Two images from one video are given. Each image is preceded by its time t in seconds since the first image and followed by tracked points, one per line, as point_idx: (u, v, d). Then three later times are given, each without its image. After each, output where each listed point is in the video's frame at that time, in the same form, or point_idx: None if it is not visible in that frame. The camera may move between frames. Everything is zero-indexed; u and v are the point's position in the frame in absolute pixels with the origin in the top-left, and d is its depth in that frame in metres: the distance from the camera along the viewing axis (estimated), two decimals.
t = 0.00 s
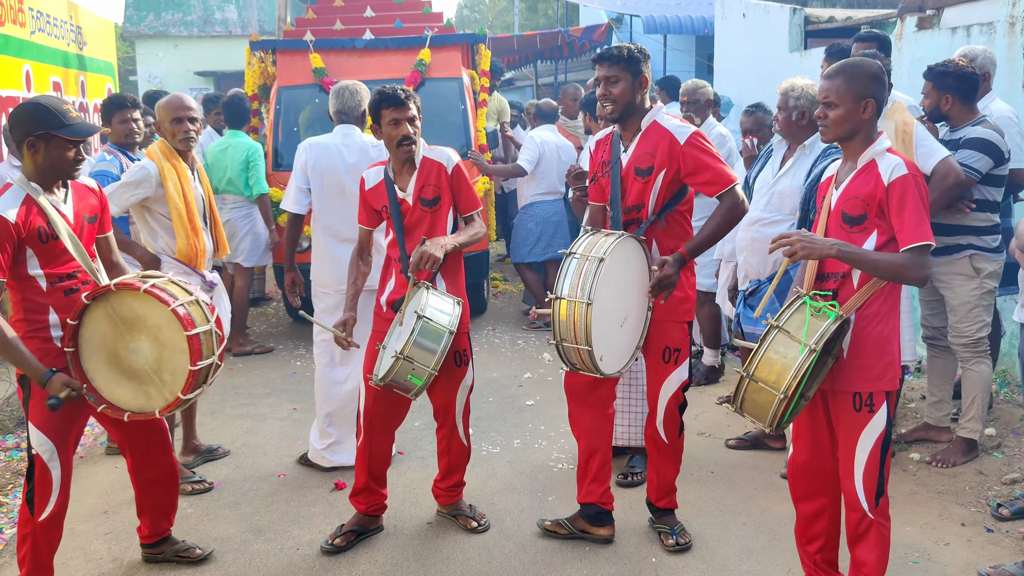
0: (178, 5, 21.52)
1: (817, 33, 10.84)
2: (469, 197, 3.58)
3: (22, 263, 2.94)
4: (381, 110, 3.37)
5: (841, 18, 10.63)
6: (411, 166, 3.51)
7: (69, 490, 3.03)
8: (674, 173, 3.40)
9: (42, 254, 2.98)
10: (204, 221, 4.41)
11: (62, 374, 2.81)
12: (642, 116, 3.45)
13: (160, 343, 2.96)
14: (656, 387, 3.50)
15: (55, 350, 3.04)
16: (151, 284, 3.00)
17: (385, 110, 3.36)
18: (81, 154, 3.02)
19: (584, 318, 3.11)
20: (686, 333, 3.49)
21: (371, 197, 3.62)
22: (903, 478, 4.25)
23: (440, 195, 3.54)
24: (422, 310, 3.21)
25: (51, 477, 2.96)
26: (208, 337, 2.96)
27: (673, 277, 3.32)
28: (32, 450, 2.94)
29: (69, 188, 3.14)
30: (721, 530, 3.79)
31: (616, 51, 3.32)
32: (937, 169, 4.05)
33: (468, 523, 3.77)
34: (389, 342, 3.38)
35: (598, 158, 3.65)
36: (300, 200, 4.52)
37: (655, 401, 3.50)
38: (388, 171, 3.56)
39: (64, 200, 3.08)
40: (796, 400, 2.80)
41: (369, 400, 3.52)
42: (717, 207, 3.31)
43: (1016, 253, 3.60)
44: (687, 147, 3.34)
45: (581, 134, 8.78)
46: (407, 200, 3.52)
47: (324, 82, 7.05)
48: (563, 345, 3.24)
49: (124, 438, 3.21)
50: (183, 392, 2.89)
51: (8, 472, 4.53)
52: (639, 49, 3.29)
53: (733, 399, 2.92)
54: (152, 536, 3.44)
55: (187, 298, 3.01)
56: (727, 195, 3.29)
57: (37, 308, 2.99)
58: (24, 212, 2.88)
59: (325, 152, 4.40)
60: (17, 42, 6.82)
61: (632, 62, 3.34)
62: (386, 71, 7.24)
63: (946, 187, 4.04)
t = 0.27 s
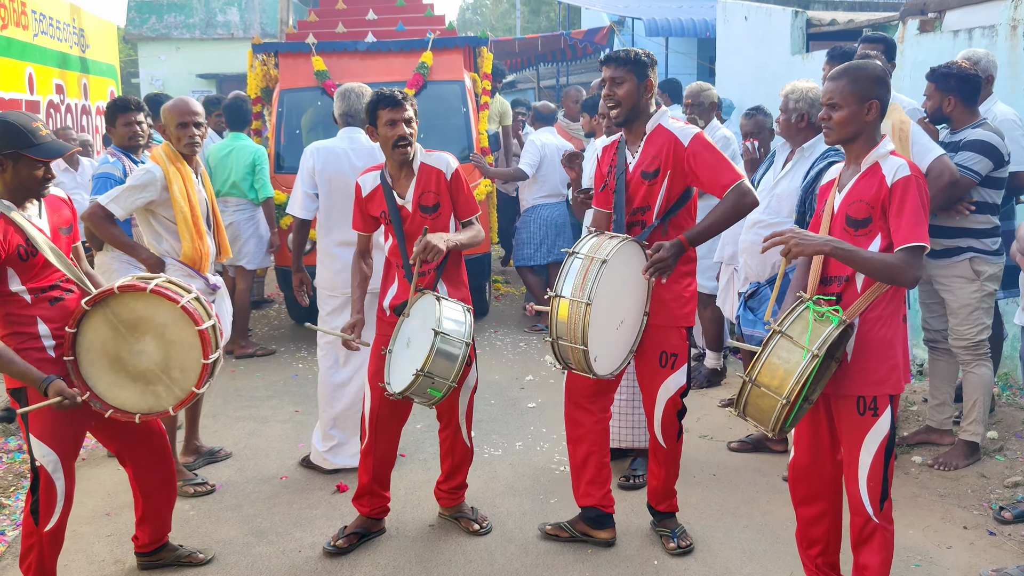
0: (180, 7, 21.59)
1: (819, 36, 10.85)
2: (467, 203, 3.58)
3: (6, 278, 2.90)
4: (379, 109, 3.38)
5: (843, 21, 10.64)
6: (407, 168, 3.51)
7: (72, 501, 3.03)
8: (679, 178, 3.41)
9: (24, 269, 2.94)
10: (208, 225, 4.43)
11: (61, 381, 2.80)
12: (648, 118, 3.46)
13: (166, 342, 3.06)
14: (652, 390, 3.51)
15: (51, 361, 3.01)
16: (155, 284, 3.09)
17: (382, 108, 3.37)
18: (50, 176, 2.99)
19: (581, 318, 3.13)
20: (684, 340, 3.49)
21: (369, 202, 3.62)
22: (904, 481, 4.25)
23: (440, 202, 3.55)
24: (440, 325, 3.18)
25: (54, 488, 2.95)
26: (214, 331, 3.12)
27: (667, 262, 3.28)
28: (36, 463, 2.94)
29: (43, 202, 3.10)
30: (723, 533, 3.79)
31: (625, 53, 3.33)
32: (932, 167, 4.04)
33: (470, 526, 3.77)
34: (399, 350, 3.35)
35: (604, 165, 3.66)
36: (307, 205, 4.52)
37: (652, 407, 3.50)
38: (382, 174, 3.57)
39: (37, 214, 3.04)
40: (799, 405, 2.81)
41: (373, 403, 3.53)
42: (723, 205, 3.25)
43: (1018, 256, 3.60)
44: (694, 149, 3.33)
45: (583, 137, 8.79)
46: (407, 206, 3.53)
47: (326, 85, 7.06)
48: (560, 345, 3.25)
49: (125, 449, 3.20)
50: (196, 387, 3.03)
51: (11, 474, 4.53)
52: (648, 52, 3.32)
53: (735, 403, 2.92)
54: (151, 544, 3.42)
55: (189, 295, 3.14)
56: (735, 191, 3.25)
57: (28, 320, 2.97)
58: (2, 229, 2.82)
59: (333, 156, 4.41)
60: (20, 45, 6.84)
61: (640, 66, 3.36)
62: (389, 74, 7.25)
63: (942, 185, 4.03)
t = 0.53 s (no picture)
0: (182, 9, 21.63)
1: (821, 38, 10.85)
2: (473, 215, 3.57)
3: (10, 285, 2.90)
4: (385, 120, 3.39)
5: (845, 23, 10.63)
6: (415, 180, 3.53)
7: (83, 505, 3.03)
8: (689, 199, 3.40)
9: (28, 275, 2.94)
10: (211, 226, 4.45)
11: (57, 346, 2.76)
12: (665, 138, 3.47)
13: (174, 342, 3.07)
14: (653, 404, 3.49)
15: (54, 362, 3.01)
16: (161, 284, 3.10)
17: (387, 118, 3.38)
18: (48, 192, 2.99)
19: (579, 296, 3.16)
20: (685, 356, 3.48)
21: (374, 209, 3.60)
22: (906, 483, 4.25)
23: (446, 211, 3.55)
24: (436, 318, 3.23)
25: (65, 493, 2.95)
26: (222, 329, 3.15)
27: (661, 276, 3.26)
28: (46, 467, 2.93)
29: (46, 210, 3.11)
30: (725, 536, 3.78)
31: (645, 72, 3.37)
32: (932, 167, 4.06)
33: (472, 528, 3.77)
34: (392, 351, 3.34)
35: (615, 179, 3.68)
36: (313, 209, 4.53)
37: (653, 426, 3.48)
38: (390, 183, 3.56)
39: (39, 221, 3.05)
40: (800, 407, 2.81)
41: (355, 416, 3.51)
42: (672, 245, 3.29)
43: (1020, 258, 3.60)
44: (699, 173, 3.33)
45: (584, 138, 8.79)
46: (413, 213, 3.55)
47: (328, 87, 7.07)
48: (550, 323, 3.27)
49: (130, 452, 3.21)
50: (208, 383, 3.07)
51: (13, 476, 4.53)
52: (670, 73, 3.33)
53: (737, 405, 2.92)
54: (141, 549, 3.41)
55: (194, 294, 3.16)
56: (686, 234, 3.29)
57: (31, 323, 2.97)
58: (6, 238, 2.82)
59: (339, 161, 4.41)
60: (22, 47, 6.85)
61: (663, 88, 3.39)
62: (391, 76, 7.25)
63: (941, 185, 4.05)
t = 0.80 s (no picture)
0: (184, 11, 21.68)
1: (823, 40, 10.85)
2: (470, 211, 3.58)
3: (23, 279, 2.93)
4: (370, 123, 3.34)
5: (847, 24, 10.63)
6: (409, 180, 3.51)
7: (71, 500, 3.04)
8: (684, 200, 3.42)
9: (42, 270, 2.97)
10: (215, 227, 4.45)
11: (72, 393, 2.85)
12: (652, 131, 3.45)
13: (168, 355, 3.06)
14: (666, 399, 3.50)
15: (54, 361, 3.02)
16: (166, 297, 3.12)
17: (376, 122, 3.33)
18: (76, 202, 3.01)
19: (590, 339, 3.14)
20: (697, 347, 3.50)
21: (371, 209, 3.62)
22: (909, 485, 4.25)
23: (444, 210, 3.55)
24: (442, 329, 3.19)
25: (53, 486, 2.96)
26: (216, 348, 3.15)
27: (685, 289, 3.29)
28: (35, 460, 2.95)
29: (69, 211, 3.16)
30: (727, 537, 3.78)
31: (628, 67, 3.34)
32: (933, 170, 4.05)
33: (474, 529, 3.77)
34: (402, 358, 3.36)
35: (609, 175, 3.65)
36: (319, 210, 4.46)
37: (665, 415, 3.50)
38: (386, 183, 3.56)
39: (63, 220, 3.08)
40: (804, 410, 2.80)
41: (370, 409, 3.52)
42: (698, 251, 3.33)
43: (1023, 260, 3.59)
44: (697, 178, 3.33)
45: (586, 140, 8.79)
46: (411, 213, 3.53)
47: (330, 88, 7.08)
48: (569, 362, 3.27)
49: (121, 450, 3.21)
50: (194, 403, 3.04)
51: (15, 477, 4.54)
52: (652, 67, 3.30)
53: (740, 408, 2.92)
54: (138, 548, 3.40)
55: (196, 309, 3.16)
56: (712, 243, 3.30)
57: (34, 320, 2.97)
58: (30, 234, 2.86)
59: (346, 161, 4.42)
60: (25, 49, 6.86)
61: (647, 82, 3.36)
62: (393, 78, 7.26)
63: (943, 188, 4.04)
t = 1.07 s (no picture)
0: (188, 11, 21.72)
1: (826, 41, 10.84)
2: (476, 205, 3.57)
3: (37, 271, 2.94)
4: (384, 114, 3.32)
5: (851, 25, 10.62)
6: (418, 175, 3.51)
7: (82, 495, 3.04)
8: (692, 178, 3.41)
9: (59, 263, 2.99)
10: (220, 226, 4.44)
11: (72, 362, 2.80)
12: (671, 118, 3.47)
13: (186, 344, 3.06)
14: (655, 387, 3.51)
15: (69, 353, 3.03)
16: (183, 284, 3.11)
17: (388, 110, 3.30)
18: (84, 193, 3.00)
19: (582, 288, 3.12)
20: (687, 340, 3.49)
21: (379, 205, 3.62)
22: (913, 487, 4.23)
23: (450, 204, 3.55)
24: (437, 329, 3.19)
25: (65, 481, 2.96)
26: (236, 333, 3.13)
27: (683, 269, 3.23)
28: (47, 454, 2.95)
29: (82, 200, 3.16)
30: (731, 538, 3.77)
31: (650, 52, 3.37)
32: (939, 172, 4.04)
33: (478, 530, 3.76)
34: (400, 353, 3.36)
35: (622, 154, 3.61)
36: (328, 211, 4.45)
37: (657, 402, 3.49)
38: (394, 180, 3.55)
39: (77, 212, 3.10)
40: (809, 411, 2.80)
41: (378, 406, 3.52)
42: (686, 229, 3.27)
43: None
44: (705, 155, 3.32)
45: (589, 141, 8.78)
46: (418, 209, 3.54)
47: (333, 88, 7.08)
48: (556, 319, 3.23)
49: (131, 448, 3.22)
50: (213, 387, 3.04)
51: (19, 476, 4.54)
52: (675, 52, 3.32)
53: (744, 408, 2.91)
54: (145, 550, 3.40)
55: (213, 296, 3.15)
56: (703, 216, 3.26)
57: (49, 312, 3.00)
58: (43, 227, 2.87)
59: (353, 161, 4.40)
60: (29, 49, 6.86)
61: (669, 67, 3.37)
62: (396, 78, 7.26)
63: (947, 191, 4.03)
